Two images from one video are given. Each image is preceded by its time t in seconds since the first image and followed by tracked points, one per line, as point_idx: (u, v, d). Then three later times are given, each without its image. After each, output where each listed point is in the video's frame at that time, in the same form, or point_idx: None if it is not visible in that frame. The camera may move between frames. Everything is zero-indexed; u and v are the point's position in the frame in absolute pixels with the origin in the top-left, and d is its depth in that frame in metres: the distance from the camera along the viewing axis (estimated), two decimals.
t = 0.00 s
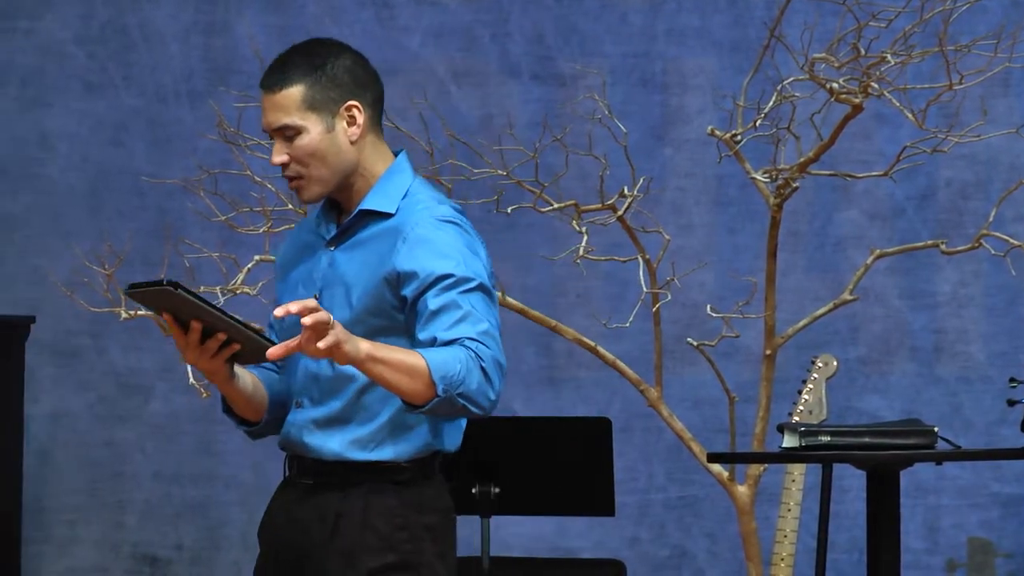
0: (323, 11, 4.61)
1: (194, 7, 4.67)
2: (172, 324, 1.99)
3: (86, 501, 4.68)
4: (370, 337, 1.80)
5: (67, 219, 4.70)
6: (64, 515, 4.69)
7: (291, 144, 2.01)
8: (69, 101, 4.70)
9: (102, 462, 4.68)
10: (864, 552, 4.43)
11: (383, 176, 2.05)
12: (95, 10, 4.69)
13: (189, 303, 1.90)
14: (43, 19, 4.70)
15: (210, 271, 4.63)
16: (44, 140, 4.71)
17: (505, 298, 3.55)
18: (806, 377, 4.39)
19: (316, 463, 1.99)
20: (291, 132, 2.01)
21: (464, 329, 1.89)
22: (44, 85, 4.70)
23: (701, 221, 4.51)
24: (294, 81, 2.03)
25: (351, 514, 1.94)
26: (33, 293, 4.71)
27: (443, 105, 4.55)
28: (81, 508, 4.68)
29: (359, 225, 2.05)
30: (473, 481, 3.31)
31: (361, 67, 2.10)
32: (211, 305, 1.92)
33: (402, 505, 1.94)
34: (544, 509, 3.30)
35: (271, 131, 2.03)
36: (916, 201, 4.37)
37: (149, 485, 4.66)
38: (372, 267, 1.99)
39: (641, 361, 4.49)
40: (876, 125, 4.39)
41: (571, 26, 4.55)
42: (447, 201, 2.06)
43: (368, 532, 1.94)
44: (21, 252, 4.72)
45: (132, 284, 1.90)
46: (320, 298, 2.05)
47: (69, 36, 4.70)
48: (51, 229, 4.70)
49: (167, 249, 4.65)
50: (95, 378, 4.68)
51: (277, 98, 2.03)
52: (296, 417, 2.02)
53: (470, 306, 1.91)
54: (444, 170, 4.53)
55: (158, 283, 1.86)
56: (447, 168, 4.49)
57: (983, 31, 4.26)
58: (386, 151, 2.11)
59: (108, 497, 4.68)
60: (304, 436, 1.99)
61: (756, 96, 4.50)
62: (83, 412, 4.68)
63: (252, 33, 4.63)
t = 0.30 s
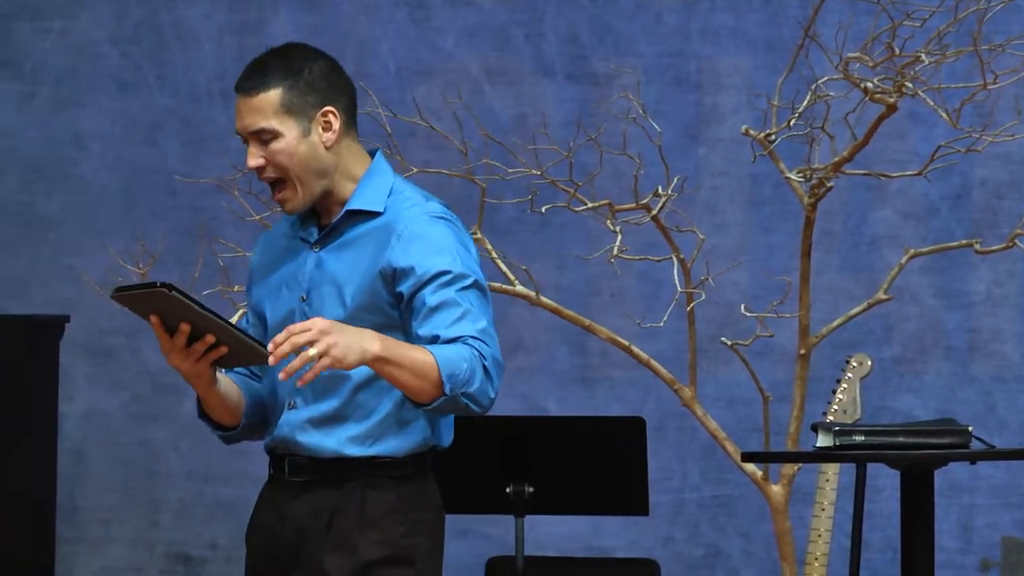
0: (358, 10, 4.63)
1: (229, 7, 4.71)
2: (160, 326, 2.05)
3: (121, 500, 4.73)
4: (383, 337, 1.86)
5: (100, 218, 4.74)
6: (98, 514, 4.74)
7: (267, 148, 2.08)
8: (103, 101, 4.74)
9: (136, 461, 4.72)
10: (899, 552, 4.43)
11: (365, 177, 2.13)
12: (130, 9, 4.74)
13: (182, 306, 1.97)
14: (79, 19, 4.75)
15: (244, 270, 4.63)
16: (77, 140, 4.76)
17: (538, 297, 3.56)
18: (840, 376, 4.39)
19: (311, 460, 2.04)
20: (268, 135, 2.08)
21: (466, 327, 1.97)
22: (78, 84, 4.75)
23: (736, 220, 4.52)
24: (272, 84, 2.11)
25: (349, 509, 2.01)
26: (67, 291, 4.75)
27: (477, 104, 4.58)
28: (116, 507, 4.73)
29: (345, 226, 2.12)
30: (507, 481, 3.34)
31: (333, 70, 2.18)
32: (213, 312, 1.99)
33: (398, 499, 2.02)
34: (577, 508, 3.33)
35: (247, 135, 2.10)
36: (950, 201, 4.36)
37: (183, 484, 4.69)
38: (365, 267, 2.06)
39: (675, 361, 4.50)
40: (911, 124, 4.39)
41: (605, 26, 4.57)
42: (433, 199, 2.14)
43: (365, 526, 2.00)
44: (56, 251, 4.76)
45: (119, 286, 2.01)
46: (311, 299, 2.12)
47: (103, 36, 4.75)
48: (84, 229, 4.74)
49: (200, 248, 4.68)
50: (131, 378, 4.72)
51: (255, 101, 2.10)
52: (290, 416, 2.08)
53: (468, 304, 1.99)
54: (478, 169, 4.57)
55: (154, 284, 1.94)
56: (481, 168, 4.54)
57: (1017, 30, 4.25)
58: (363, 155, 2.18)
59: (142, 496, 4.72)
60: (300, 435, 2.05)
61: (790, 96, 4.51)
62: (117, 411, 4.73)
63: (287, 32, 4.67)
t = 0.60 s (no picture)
0: (381, 10, 4.66)
1: (251, 7, 4.73)
2: (164, 329, 2.09)
3: (143, 498, 4.77)
4: (407, 360, 1.95)
5: (122, 218, 4.77)
6: (119, 513, 4.78)
7: (264, 150, 2.13)
8: (125, 101, 4.78)
9: (158, 459, 4.76)
10: (919, 551, 4.43)
11: (363, 177, 2.22)
12: (152, 8, 4.77)
13: (191, 308, 2.01)
14: (101, 18, 4.78)
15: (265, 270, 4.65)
16: (100, 140, 4.79)
17: (559, 297, 3.57)
18: (861, 376, 4.39)
19: (331, 465, 2.13)
20: (265, 138, 2.13)
21: (473, 342, 2.11)
22: (101, 84, 4.78)
23: (757, 220, 4.53)
24: (265, 86, 2.16)
25: (377, 512, 2.11)
26: (89, 290, 4.78)
27: (498, 103, 4.60)
28: (138, 506, 4.77)
29: (347, 226, 2.21)
30: (527, 481, 3.34)
31: (321, 71, 2.24)
32: (220, 313, 2.03)
33: (422, 499, 2.13)
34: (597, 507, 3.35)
35: (242, 138, 2.14)
36: (971, 200, 4.36)
37: (205, 483, 4.73)
38: (375, 274, 2.17)
39: (696, 360, 4.51)
40: (933, 124, 4.38)
41: (627, 25, 4.58)
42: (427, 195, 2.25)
43: (396, 528, 2.11)
44: (78, 251, 4.80)
45: (124, 291, 2.05)
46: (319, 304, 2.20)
47: (125, 36, 4.77)
48: (106, 228, 4.78)
49: (222, 247, 4.72)
50: (153, 377, 4.76)
51: (248, 104, 2.15)
52: (304, 421, 2.14)
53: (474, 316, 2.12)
54: (499, 169, 4.58)
55: (166, 287, 1.99)
56: (502, 168, 4.56)
57: None
58: (353, 151, 2.26)
59: (164, 494, 4.76)
60: (317, 442, 2.13)
61: (812, 95, 4.51)
62: (139, 409, 4.76)
63: (309, 31, 4.69)
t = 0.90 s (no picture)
0: (389, 9, 4.66)
1: (259, 7, 4.74)
2: (177, 328, 2.10)
3: (151, 498, 4.79)
4: (431, 358, 2.00)
5: (130, 218, 4.79)
6: (126, 513, 4.80)
7: (274, 151, 2.16)
8: (133, 101, 4.79)
9: (166, 458, 4.77)
10: (927, 552, 4.42)
11: (370, 178, 2.27)
12: (160, 8, 4.78)
13: (212, 307, 2.03)
14: (109, 18, 4.79)
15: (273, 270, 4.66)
16: (108, 140, 4.81)
17: (566, 297, 3.57)
18: (868, 376, 4.39)
19: (344, 468, 2.17)
20: (275, 140, 2.16)
21: (489, 341, 2.17)
22: (109, 84, 4.80)
23: (764, 220, 4.53)
24: (274, 88, 2.19)
25: (392, 513, 2.16)
26: (98, 290, 4.80)
27: (506, 102, 4.60)
28: (146, 505, 4.79)
29: (355, 226, 2.26)
30: (534, 481, 3.35)
31: (326, 71, 2.28)
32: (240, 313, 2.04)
33: (437, 500, 2.18)
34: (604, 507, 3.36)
35: (252, 140, 2.17)
36: (979, 200, 4.36)
37: (212, 483, 4.74)
38: (387, 274, 2.21)
39: (704, 361, 4.51)
40: (941, 124, 4.38)
41: (635, 25, 4.58)
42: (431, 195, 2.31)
43: (411, 530, 2.16)
44: (86, 251, 4.81)
45: (139, 289, 2.06)
46: (329, 305, 2.24)
47: (133, 35, 4.79)
48: (114, 228, 4.80)
49: (230, 247, 4.74)
50: (161, 376, 4.77)
51: (258, 106, 2.18)
52: (316, 422, 2.18)
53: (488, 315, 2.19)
54: (507, 169, 4.59)
55: (188, 287, 2.00)
56: (510, 168, 4.56)
57: None
58: (357, 153, 2.30)
59: (172, 494, 4.77)
60: (332, 443, 2.16)
61: (819, 95, 4.51)
62: (146, 409, 4.78)
63: (317, 31, 4.70)
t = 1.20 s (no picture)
0: (391, 9, 4.67)
1: (261, 7, 4.75)
2: (189, 326, 2.11)
3: (154, 498, 4.79)
4: (444, 358, 2.04)
5: (132, 218, 4.79)
6: (129, 513, 4.80)
7: (288, 148, 2.21)
8: (135, 102, 4.79)
9: (168, 459, 4.78)
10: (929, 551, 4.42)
11: (376, 178, 2.32)
12: (163, 8, 4.79)
13: (228, 305, 2.03)
14: (112, 19, 4.80)
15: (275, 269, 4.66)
16: (110, 140, 4.81)
17: (568, 297, 3.57)
18: (871, 376, 4.39)
19: (350, 468, 2.18)
20: (289, 137, 2.21)
21: (499, 341, 2.22)
22: (111, 85, 4.80)
23: (767, 220, 4.53)
24: (288, 86, 2.24)
25: (398, 513, 2.17)
26: (100, 290, 4.80)
27: (508, 102, 4.61)
28: (148, 505, 4.79)
29: (362, 225, 2.29)
30: (536, 481, 3.35)
31: (335, 73, 2.34)
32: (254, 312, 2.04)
33: (442, 499, 2.20)
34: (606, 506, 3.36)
35: (265, 137, 2.22)
36: (982, 200, 4.36)
37: (214, 483, 4.74)
38: (395, 273, 2.25)
39: (706, 361, 4.51)
40: (943, 124, 4.39)
41: (637, 26, 4.58)
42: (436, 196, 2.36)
43: (418, 530, 2.17)
44: (88, 251, 4.82)
45: (153, 286, 2.06)
46: (335, 303, 2.27)
47: (135, 36, 4.79)
48: (117, 228, 4.80)
49: (232, 247, 4.74)
50: (163, 376, 4.77)
51: (272, 103, 2.23)
52: (322, 421, 2.19)
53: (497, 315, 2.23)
54: (509, 169, 4.59)
55: (205, 285, 2.00)
56: (512, 168, 4.56)
57: None
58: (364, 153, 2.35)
59: (174, 494, 4.78)
60: (338, 442, 2.17)
61: (821, 95, 4.51)
62: (149, 409, 4.78)
63: (320, 32, 4.70)
